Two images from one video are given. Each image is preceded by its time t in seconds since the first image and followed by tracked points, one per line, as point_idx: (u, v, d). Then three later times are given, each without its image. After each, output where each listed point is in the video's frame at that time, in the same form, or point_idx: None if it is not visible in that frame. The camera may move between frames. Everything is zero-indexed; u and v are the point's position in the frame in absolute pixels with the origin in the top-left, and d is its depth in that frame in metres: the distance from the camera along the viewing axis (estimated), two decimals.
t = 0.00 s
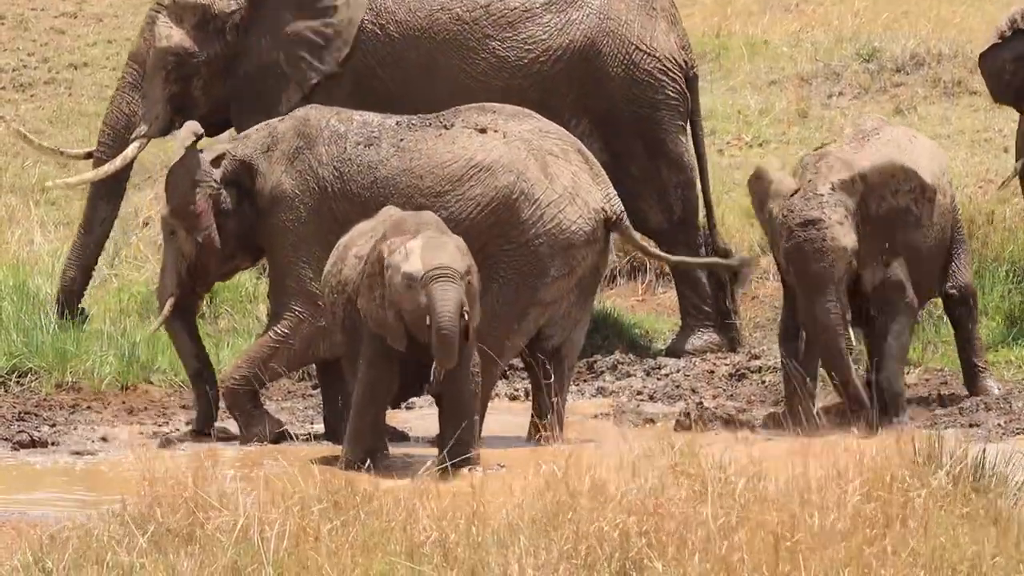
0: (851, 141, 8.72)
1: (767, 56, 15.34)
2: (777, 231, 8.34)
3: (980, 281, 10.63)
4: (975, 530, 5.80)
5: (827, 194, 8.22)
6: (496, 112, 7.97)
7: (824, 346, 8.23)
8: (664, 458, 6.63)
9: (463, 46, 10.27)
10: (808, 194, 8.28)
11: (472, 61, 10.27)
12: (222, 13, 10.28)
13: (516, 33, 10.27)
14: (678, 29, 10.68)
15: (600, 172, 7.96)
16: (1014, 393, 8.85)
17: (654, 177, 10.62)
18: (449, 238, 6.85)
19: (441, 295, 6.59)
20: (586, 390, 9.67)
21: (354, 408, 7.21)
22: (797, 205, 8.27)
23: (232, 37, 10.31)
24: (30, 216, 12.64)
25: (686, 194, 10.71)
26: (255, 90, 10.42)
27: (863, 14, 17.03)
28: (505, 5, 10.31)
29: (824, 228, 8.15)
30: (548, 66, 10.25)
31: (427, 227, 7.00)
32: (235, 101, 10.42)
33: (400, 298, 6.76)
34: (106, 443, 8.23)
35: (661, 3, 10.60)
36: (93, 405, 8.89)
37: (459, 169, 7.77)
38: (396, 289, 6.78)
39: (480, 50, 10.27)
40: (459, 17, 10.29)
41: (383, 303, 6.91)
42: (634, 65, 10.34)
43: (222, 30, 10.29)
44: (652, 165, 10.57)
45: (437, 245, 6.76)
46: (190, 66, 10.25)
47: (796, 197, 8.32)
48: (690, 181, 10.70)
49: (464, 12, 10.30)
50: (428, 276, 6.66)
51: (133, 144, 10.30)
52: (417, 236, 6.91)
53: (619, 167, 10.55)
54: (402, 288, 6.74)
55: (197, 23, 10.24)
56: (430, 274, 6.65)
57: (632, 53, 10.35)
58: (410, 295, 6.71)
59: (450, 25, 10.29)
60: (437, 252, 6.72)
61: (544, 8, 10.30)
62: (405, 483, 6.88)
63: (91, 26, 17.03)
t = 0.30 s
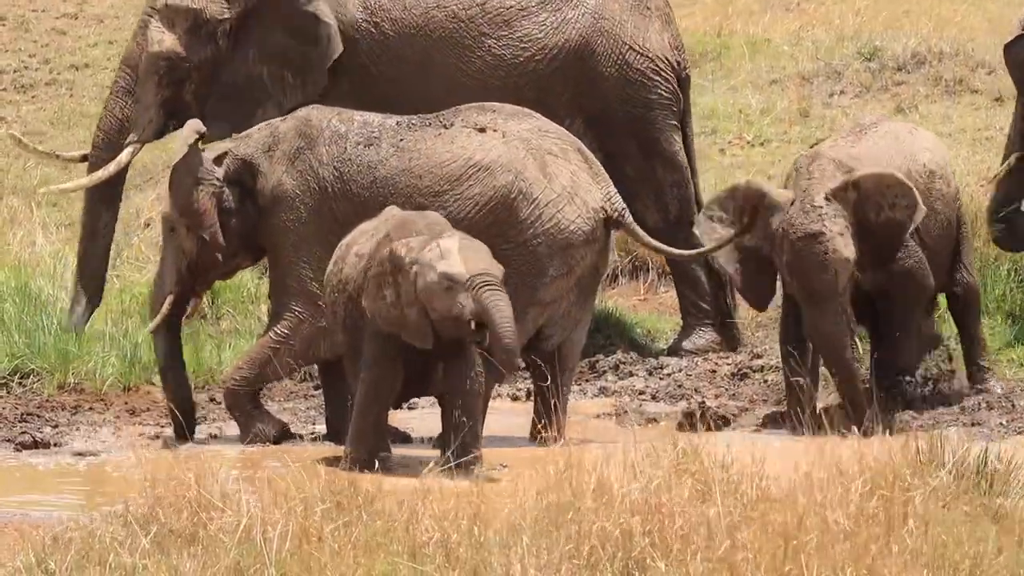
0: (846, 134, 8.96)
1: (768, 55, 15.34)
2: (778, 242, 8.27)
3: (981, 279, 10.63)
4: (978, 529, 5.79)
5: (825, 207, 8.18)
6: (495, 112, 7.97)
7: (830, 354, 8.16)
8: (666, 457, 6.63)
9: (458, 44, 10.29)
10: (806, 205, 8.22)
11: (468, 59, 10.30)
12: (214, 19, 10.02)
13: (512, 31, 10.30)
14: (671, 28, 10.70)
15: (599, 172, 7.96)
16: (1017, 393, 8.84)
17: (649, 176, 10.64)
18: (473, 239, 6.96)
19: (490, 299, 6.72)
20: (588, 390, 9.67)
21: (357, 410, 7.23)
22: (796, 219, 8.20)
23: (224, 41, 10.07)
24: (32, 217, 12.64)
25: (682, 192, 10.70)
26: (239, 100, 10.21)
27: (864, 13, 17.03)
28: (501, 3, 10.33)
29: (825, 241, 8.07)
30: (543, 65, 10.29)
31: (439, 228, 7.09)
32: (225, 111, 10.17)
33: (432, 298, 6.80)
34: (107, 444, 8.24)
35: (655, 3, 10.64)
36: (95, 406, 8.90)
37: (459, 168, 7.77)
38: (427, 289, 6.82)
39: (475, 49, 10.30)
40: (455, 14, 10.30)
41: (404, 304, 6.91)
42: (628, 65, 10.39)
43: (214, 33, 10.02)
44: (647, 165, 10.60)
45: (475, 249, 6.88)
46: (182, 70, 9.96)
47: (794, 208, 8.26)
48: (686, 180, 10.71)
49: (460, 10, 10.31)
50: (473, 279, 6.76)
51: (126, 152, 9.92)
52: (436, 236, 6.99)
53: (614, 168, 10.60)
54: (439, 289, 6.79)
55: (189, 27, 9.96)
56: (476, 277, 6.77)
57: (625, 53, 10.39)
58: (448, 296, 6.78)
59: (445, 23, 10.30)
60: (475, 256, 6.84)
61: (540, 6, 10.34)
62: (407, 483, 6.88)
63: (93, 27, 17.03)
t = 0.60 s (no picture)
0: (851, 142, 8.95)
1: (768, 55, 15.34)
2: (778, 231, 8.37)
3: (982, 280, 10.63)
4: (979, 528, 5.80)
5: (828, 196, 8.26)
6: (496, 113, 7.97)
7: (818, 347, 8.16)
8: (667, 457, 6.63)
9: (447, 49, 10.20)
10: (810, 194, 8.32)
11: (457, 63, 10.21)
12: (201, 24, 10.17)
13: (501, 35, 10.20)
14: (658, 31, 10.72)
15: (600, 173, 7.96)
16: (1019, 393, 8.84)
17: (639, 177, 10.69)
18: (494, 244, 7.04)
19: (523, 306, 6.83)
20: (589, 391, 9.67)
21: (360, 411, 7.22)
22: (799, 205, 8.31)
23: (214, 45, 10.22)
24: (33, 219, 12.65)
25: (674, 192, 10.78)
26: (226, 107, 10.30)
27: (864, 14, 17.03)
28: (490, 7, 10.23)
29: (823, 228, 8.15)
30: (532, 70, 10.20)
31: (451, 228, 7.17)
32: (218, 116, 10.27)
33: (463, 305, 6.86)
34: (109, 445, 8.24)
35: (642, 6, 10.63)
36: (97, 407, 8.91)
37: (458, 170, 7.77)
38: (456, 294, 6.88)
39: (465, 53, 10.20)
40: (444, 19, 10.22)
41: (420, 304, 6.94)
42: (615, 70, 10.41)
43: (203, 37, 10.18)
44: (639, 166, 10.65)
45: (502, 255, 6.96)
46: (174, 76, 10.14)
47: (798, 196, 8.36)
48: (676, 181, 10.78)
49: (449, 14, 10.22)
50: (507, 287, 6.85)
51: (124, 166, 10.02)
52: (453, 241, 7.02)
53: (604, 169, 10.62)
54: (471, 296, 6.85)
55: (178, 33, 10.12)
56: (507, 285, 6.87)
57: (614, 57, 10.40)
58: (481, 305, 6.84)
59: (434, 27, 10.21)
60: (505, 264, 6.94)
61: (528, 11, 10.25)
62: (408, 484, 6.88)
63: (94, 29, 17.04)
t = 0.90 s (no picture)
0: (858, 146, 8.94)
1: (767, 56, 15.35)
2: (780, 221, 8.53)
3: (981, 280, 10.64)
4: (978, 528, 5.80)
5: (831, 187, 8.41)
6: (495, 116, 7.98)
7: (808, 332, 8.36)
8: (667, 458, 6.63)
9: (433, 48, 10.15)
10: (814, 186, 8.46)
11: (445, 63, 10.16)
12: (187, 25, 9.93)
13: (487, 35, 10.18)
14: (643, 32, 10.67)
15: (599, 175, 7.97)
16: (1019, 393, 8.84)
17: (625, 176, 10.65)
18: (507, 248, 7.06)
19: (534, 320, 6.89)
20: (589, 392, 9.67)
21: (364, 411, 7.22)
22: (801, 196, 8.45)
23: (206, 47, 9.99)
24: (33, 221, 12.65)
25: (659, 192, 10.72)
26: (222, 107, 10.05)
27: (864, 14, 17.04)
28: (476, 7, 10.21)
29: (824, 218, 8.32)
30: (519, 69, 10.16)
31: (459, 228, 7.17)
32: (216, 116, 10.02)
33: (474, 309, 6.89)
34: (109, 447, 8.24)
35: (626, 6, 10.59)
36: (97, 410, 8.91)
37: (458, 174, 7.77)
38: (468, 298, 6.89)
39: (451, 53, 10.16)
40: (431, 19, 10.16)
41: (427, 304, 6.97)
42: (600, 69, 10.34)
43: (193, 39, 9.94)
44: (625, 168, 10.60)
45: (516, 262, 6.99)
46: (168, 81, 9.90)
47: (802, 189, 8.49)
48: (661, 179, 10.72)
49: (436, 14, 10.17)
50: (520, 297, 6.88)
51: (129, 178, 9.77)
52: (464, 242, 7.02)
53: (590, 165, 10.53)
54: (483, 302, 6.87)
55: (167, 37, 9.89)
56: (520, 295, 6.90)
57: (598, 57, 10.34)
58: (493, 312, 6.86)
59: (421, 28, 10.15)
60: (519, 272, 6.96)
61: (515, 10, 10.22)
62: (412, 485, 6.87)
63: (93, 31, 17.04)
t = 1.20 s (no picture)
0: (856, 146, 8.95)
1: (767, 58, 15.36)
2: (789, 231, 8.46)
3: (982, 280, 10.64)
4: (979, 529, 5.79)
5: (841, 197, 8.39)
6: (496, 118, 7.97)
7: (831, 346, 8.31)
8: (668, 459, 6.62)
9: (417, 45, 10.04)
10: (823, 196, 8.41)
11: (429, 61, 10.04)
12: (169, 23, 9.94)
13: (471, 32, 10.06)
14: (623, 31, 10.39)
15: (599, 176, 7.95)
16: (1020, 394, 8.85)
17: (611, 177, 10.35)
18: (508, 248, 7.08)
19: (529, 324, 6.98)
20: (590, 394, 9.67)
21: (366, 414, 7.21)
22: (812, 207, 8.39)
23: (191, 42, 10.01)
24: (32, 225, 12.64)
25: (634, 191, 10.26)
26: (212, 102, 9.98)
27: (863, 16, 17.04)
28: (459, 4, 10.08)
29: (839, 232, 8.28)
30: (501, 65, 10.01)
31: (461, 228, 7.11)
32: (206, 114, 9.97)
33: (471, 309, 6.89)
34: (109, 450, 8.24)
35: (608, 4, 10.32)
36: (97, 412, 8.91)
37: (460, 175, 7.77)
38: (465, 298, 6.90)
39: (435, 50, 10.04)
40: (414, 17, 10.05)
41: (428, 302, 6.97)
42: (581, 65, 10.08)
43: (178, 35, 9.96)
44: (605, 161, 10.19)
45: (516, 264, 7.03)
46: (155, 80, 9.94)
47: (811, 198, 8.43)
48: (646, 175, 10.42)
49: (419, 12, 10.06)
50: (516, 301, 6.96)
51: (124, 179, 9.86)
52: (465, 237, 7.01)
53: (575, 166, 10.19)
54: (480, 303, 6.89)
55: (150, 36, 9.92)
56: (517, 296, 6.97)
57: (579, 53, 10.09)
58: (489, 313, 6.88)
59: (404, 25, 10.05)
60: (517, 274, 7.01)
61: (497, 6, 10.08)
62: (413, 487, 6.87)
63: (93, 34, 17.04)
